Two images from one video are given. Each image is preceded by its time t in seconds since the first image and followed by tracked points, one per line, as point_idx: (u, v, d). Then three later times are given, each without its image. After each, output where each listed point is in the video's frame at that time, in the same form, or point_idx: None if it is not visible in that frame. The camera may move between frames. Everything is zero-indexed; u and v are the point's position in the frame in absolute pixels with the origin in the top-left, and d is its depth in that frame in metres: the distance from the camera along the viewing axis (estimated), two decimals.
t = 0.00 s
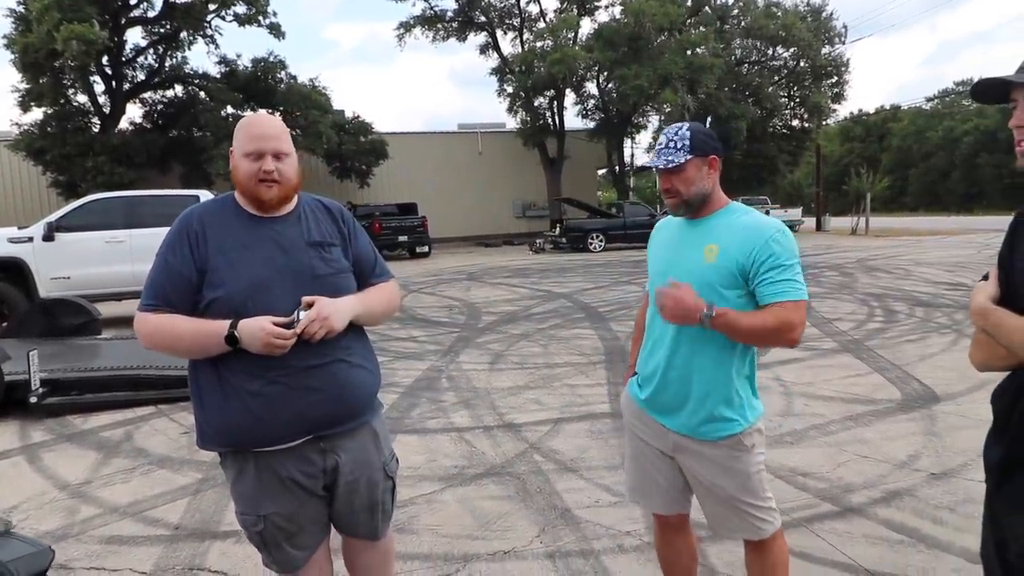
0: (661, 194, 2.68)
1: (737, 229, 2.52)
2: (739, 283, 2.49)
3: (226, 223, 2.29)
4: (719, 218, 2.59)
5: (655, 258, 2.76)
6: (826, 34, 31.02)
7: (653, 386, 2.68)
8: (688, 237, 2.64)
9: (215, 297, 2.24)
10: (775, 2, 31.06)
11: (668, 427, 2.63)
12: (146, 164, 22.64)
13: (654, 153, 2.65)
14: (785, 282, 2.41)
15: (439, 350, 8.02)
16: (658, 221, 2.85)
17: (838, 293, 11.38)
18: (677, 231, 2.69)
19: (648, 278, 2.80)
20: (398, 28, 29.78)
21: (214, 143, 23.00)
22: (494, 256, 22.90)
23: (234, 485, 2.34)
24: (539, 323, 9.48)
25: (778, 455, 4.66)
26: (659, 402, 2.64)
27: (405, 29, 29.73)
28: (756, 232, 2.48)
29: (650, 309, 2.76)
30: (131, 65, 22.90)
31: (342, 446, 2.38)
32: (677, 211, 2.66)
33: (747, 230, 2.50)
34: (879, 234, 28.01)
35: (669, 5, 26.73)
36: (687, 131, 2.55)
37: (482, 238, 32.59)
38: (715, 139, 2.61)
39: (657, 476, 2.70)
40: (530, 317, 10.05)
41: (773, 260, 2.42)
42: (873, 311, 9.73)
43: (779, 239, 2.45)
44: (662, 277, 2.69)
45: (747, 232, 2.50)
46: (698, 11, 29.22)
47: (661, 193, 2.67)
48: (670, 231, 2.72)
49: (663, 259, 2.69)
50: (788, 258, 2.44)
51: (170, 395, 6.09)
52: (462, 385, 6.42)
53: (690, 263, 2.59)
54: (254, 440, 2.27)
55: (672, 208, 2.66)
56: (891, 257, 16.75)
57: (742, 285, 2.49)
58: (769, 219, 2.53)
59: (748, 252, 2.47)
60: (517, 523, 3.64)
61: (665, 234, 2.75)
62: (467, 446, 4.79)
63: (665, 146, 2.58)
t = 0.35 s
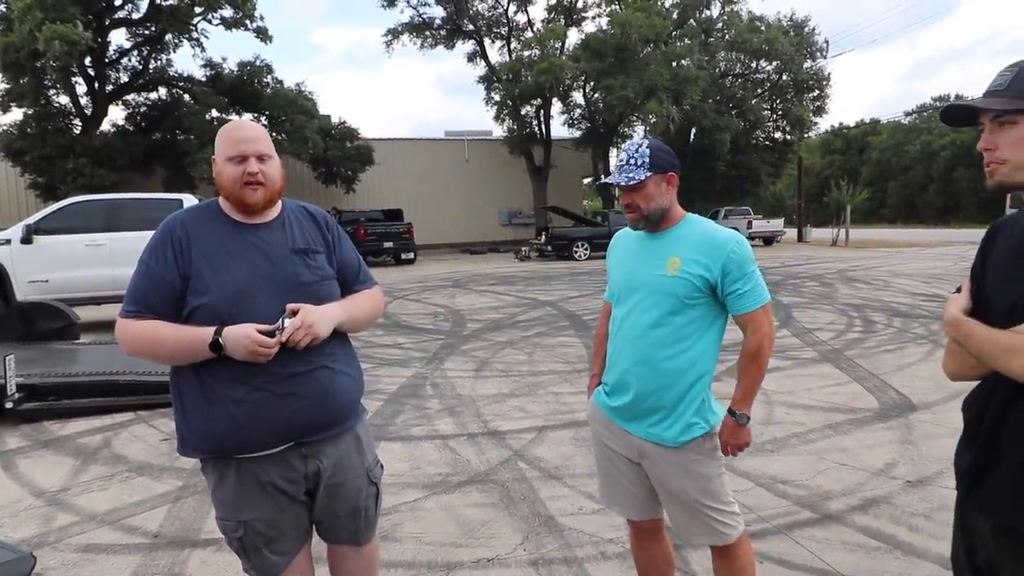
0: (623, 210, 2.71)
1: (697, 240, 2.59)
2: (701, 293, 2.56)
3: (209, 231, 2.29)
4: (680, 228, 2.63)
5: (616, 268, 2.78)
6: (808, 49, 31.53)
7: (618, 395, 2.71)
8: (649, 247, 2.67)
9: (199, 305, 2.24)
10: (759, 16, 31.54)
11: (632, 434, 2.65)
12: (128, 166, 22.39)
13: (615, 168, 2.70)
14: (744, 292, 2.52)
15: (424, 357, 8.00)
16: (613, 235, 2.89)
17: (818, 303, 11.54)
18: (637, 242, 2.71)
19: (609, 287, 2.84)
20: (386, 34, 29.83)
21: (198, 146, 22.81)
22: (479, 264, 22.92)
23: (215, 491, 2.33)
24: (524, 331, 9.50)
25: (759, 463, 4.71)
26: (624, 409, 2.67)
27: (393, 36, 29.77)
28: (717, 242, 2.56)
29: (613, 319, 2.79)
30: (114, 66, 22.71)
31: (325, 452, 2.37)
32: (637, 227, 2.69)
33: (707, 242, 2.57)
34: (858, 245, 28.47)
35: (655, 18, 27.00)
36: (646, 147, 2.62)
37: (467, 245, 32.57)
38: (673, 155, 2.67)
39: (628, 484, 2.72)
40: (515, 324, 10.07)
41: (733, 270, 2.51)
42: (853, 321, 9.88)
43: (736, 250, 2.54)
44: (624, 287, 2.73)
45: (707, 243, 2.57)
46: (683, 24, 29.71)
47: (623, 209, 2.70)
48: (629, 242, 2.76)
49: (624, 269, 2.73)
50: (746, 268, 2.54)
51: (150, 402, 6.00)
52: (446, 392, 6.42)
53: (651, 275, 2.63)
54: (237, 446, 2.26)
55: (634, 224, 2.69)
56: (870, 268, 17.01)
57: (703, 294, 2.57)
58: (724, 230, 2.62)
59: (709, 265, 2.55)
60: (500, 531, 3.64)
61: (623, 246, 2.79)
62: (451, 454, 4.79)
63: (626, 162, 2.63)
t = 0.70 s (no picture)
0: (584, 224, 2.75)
1: (651, 254, 2.66)
2: (652, 305, 2.63)
3: (169, 236, 2.25)
4: (638, 240, 2.70)
5: (572, 278, 2.84)
6: (766, 64, 32.46)
7: (572, 401, 2.76)
8: (605, 258, 2.73)
9: (158, 311, 2.20)
10: (719, 30, 32.37)
11: (586, 438, 2.69)
12: (79, 164, 21.67)
13: (582, 178, 2.75)
14: (693, 305, 2.60)
15: (385, 362, 7.95)
16: (568, 243, 2.94)
17: (773, 311, 11.89)
18: (594, 251, 2.77)
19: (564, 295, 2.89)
20: (351, 36, 29.59)
21: (154, 145, 22.20)
22: (443, 268, 22.89)
23: (172, 499, 2.28)
24: (487, 337, 9.53)
25: (715, 467, 4.84)
26: (577, 415, 2.72)
27: (358, 38, 29.56)
28: (670, 258, 2.63)
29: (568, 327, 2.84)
30: (66, 60, 21.98)
31: (286, 458, 2.36)
32: (596, 238, 2.74)
33: (661, 255, 2.64)
34: (813, 255, 29.34)
35: (619, 28, 27.39)
36: (615, 162, 2.67)
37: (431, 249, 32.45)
38: (638, 174, 2.75)
39: (585, 488, 2.77)
40: (478, 330, 10.09)
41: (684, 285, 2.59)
42: (806, 329, 10.20)
43: (688, 265, 2.61)
44: (580, 296, 2.78)
45: (660, 256, 2.64)
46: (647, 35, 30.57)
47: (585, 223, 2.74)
48: (583, 252, 2.82)
49: (580, 279, 2.79)
50: (697, 283, 2.61)
51: (95, 408, 5.78)
52: (408, 398, 6.39)
53: (607, 285, 2.69)
54: (195, 454, 2.21)
55: (593, 236, 2.73)
56: (823, 277, 17.59)
57: (656, 305, 2.64)
58: (677, 244, 2.69)
59: (662, 278, 2.62)
60: (461, 537, 3.65)
61: (577, 256, 2.86)
62: (412, 460, 4.77)
63: (593, 174, 2.69)
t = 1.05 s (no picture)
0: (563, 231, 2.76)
1: (617, 269, 2.69)
2: (609, 322, 2.67)
3: (141, 242, 2.21)
4: (607, 254, 2.73)
5: (539, 284, 2.88)
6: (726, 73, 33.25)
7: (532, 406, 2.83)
8: (572, 268, 2.77)
9: (131, 317, 2.16)
10: (681, 40, 33.06)
11: (549, 442, 2.75)
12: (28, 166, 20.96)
13: (568, 187, 2.75)
14: (646, 330, 2.62)
15: (351, 368, 7.88)
16: (542, 249, 2.97)
17: (733, 314, 12.17)
18: (565, 260, 2.81)
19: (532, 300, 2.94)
20: (314, 39, 29.30)
21: (108, 146, 21.58)
22: (408, 274, 22.77)
23: (142, 508, 2.23)
24: (453, 342, 9.52)
25: (679, 468, 4.94)
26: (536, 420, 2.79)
27: (322, 41, 29.29)
28: (630, 278, 2.66)
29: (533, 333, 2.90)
30: (15, 59, 21.27)
31: (261, 464, 2.34)
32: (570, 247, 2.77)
33: (624, 273, 2.68)
34: (771, 259, 30.11)
35: (584, 36, 27.59)
36: (603, 176, 2.67)
37: (396, 253, 32.24)
38: (621, 192, 2.76)
39: (549, 492, 2.81)
40: (444, 335, 10.07)
41: (639, 307, 2.62)
42: (765, 332, 10.47)
43: (647, 289, 2.64)
44: (544, 304, 2.83)
45: (622, 274, 2.67)
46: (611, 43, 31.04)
47: (563, 231, 2.76)
48: (554, 259, 2.86)
49: (546, 286, 2.83)
50: (653, 308, 2.64)
51: (45, 418, 5.57)
52: (373, 404, 6.33)
53: (570, 297, 2.74)
54: (168, 461, 2.18)
55: (569, 244, 2.75)
56: (781, 281, 18.07)
57: (612, 323, 2.67)
58: (643, 267, 2.71)
59: (621, 296, 2.65)
60: (428, 543, 3.64)
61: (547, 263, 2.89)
62: (379, 466, 4.74)
63: (578, 183, 2.69)
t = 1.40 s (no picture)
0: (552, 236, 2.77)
1: (606, 270, 2.72)
2: (599, 323, 2.70)
3: (159, 246, 2.27)
4: (596, 255, 2.75)
5: (528, 285, 2.90)
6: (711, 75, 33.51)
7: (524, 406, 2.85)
8: (560, 271, 2.79)
9: (150, 318, 2.22)
10: (667, 42, 33.28)
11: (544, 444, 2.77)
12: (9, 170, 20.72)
13: (558, 194, 2.75)
14: (634, 330, 2.65)
15: (340, 372, 7.87)
16: (530, 251, 2.99)
17: (721, 315, 12.26)
18: (553, 263, 2.83)
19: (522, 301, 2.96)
20: (300, 41, 29.23)
21: (92, 151, 21.39)
22: (397, 277, 22.74)
23: (155, 505, 2.26)
24: (443, 344, 9.52)
25: (670, 467, 4.98)
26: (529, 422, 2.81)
27: (308, 43, 29.23)
28: (619, 279, 2.69)
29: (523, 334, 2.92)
30: None
31: (272, 463, 2.38)
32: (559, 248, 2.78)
33: (614, 274, 2.70)
34: (758, 260, 30.33)
35: (571, 38, 27.68)
36: (593, 184, 2.70)
37: (384, 256, 32.16)
38: (611, 197, 2.78)
39: (542, 494, 2.84)
40: (434, 337, 10.08)
41: (626, 309, 2.65)
42: (752, 331, 10.55)
43: (636, 291, 2.67)
44: (534, 305, 2.85)
45: (611, 276, 2.70)
46: (597, 45, 31.27)
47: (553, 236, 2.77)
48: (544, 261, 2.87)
49: (536, 287, 2.85)
50: (642, 309, 2.67)
51: (31, 425, 5.50)
52: (364, 407, 6.33)
53: (560, 299, 2.76)
54: (183, 460, 2.21)
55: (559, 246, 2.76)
56: (768, 281, 18.22)
57: (600, 324, 2.70)
58: (632, 268, 2.74)
59: (610, 297, 2.68)
60: (421, 545, 3.65)
61: (536, 264, 2.91)
62: (370, 470, 4.75)
63: (567, 191, 2.71)
